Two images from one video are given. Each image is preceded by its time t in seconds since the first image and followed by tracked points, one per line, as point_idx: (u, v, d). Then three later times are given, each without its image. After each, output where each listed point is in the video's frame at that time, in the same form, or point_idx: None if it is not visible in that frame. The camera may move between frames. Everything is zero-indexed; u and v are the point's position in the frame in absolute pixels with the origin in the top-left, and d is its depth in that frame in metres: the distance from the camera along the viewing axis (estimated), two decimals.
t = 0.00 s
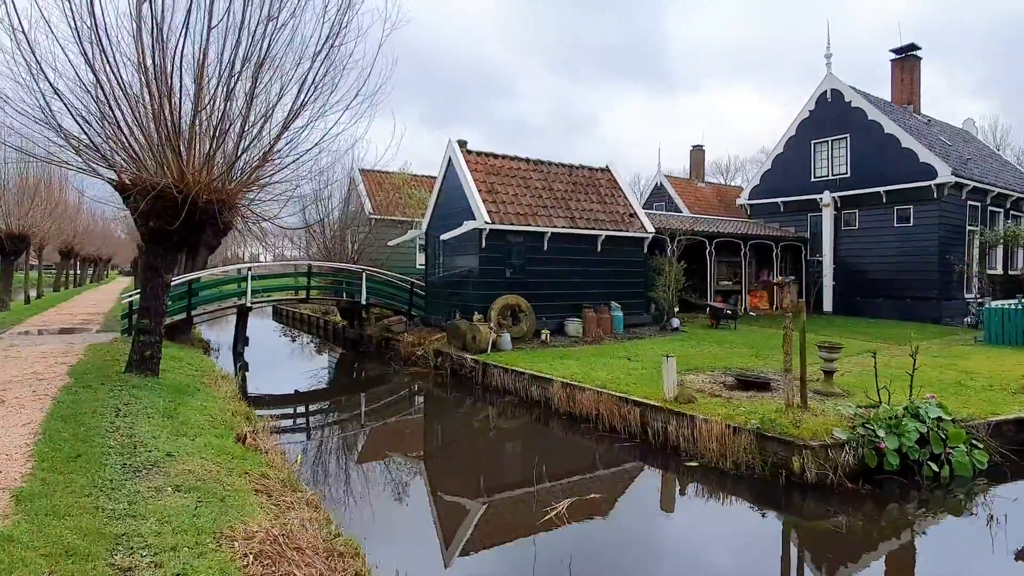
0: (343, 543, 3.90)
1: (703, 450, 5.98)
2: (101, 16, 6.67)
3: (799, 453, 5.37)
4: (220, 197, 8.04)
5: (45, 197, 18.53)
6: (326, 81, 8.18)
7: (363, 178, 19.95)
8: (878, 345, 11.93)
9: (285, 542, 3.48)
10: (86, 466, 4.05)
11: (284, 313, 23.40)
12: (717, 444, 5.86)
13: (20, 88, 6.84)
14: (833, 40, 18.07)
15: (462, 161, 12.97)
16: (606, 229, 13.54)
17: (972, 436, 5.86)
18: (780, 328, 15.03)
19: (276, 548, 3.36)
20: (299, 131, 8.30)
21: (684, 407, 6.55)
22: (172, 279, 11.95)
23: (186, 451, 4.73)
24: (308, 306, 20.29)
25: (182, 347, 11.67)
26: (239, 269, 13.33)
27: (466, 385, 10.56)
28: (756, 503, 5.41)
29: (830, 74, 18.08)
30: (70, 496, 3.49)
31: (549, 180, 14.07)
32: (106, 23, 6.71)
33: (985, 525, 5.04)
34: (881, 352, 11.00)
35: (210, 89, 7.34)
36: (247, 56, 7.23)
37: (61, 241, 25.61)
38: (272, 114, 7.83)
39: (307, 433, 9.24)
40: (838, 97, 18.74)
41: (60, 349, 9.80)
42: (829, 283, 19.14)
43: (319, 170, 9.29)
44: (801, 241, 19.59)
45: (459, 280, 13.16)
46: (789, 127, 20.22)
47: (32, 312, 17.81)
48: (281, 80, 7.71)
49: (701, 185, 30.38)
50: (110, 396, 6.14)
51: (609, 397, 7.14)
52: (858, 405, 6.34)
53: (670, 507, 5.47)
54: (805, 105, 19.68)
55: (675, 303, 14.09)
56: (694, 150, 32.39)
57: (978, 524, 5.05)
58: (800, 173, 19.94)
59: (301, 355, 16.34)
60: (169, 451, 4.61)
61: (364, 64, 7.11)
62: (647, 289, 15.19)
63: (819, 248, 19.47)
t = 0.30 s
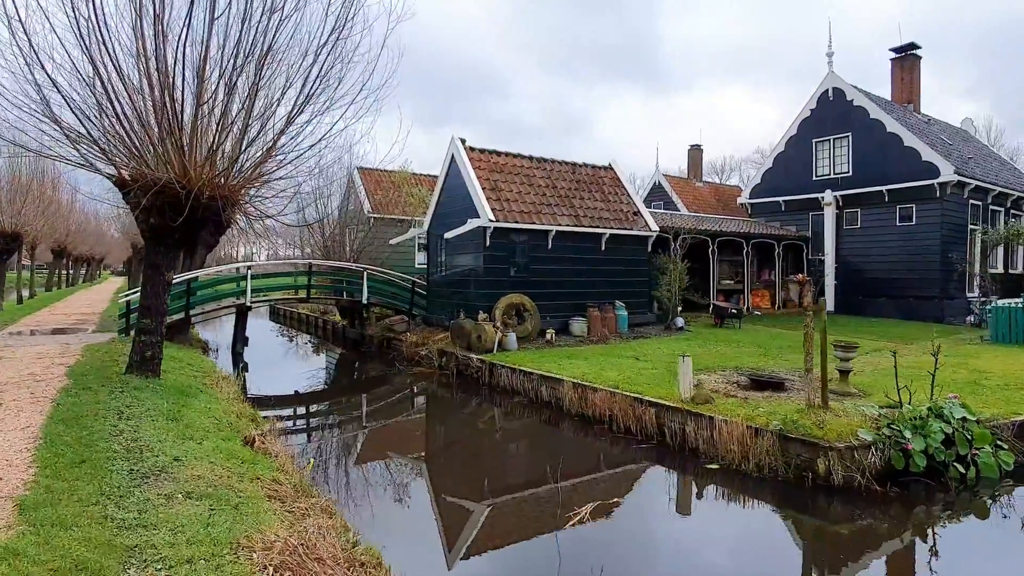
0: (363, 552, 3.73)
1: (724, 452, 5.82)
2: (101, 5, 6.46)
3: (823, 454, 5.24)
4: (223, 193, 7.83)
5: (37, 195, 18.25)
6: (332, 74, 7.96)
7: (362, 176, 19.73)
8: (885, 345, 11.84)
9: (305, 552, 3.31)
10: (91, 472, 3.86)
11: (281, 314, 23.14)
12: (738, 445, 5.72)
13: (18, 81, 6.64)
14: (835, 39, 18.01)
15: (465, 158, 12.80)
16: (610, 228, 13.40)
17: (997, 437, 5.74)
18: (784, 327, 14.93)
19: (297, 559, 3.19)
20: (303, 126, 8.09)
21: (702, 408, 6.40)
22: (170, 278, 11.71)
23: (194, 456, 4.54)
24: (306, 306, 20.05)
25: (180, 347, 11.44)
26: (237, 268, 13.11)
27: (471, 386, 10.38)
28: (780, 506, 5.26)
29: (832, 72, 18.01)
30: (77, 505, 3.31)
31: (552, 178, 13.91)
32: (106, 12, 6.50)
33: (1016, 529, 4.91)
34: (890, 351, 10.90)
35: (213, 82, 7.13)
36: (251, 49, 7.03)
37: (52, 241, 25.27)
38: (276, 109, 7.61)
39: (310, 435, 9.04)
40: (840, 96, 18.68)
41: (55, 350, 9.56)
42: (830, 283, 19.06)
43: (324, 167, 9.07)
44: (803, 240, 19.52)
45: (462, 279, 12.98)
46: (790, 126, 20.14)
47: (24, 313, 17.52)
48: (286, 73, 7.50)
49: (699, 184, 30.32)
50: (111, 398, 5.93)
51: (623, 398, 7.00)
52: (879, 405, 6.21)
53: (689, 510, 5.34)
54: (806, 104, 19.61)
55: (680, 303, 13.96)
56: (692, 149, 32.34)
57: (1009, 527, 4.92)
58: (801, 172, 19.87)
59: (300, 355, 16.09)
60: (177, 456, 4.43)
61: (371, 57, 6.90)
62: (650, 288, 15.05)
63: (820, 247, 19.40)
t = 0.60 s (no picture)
0: (391, 566, 3.58)
1: (748, 457, 5.69)
2: None
3: (851, 460, 5.14)
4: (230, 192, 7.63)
5: (31, 194, 17.97)
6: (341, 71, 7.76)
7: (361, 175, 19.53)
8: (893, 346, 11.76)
9: (334, 567, 3.17)
10: (103, 483, 3.69)
11: (278, 314, 22.89)
12: (763, 451, 5.60)
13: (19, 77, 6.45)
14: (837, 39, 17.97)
15: (470, 158, 12.65)
16: (616, 228, 13.28)
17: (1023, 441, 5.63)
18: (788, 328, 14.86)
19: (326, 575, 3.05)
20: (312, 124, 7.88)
21: (722, 413, 6.27)
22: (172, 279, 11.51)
23: (207, 464, 4.37)
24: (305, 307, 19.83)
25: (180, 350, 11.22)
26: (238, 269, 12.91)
27: (478, 388, 10.23)
28: (808, 512, 5.15)
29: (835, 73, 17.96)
30: (91, 521, 3.15)
31: (557, 177, 13.77)
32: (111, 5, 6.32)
33: None
34: (899, 353, 10.83)
35: (221, 78, 6.94)
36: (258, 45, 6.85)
37: (45, 241, 24.99)
38: (284, 106, 7.42)
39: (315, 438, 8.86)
40: (842, 96, 18.64)
41: (53, 353, 9.34)
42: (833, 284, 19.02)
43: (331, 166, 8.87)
44: (805, 241, 19.47)
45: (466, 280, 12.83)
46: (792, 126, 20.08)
47: (18, 314, 17.24)
48: (294, 69, 7.31)
49: (697, 184, 30.29)
50: (117, 403, 5.75)
51: (639, 402, 6.86)
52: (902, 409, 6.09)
53: (712, 516, 5.22)
54: (808, 105, 19.56)
55: (685, 304, 13.85)
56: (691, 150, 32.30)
57: None
58: (803, 173, 19.82)
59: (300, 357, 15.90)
60: (191, 465, 4.27)
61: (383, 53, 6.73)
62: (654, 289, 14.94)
63: (823, 248, 19.34)
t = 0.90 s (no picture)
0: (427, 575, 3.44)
1: (778, 460, 5.56)
2: None
3: (885, 462, 5.01)
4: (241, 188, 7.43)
5: (29, 192, 17.75)
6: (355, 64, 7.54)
7: (364, 173, 19.34)
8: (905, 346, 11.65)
9: None
10: (125, 489, 3.53)
11: (279, 313, 22.70)
12: (793, 453, 5.46)
13: (27, 71, 6.28)
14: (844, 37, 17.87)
15: (478, 155, 12.51)
16: (624, 227, 13.15)
17: None
18: (797, 327, 14.74)
19: None
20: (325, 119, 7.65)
21: (748, 414, 6.15)
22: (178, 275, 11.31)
23: (229, 469, 4.22)
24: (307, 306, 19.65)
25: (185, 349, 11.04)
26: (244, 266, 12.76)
27: (489, 387, 10.08)
28: (842, 515, 5.02)
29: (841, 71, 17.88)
30: (117, 529, 3.01)
31: (565, 175, 13.64)
32: None
33: None
34: (912, 353, 10.71)
35: (232, 70, 6.76)
36: (272, 37, 6.68)
37: (43, 240, 24.78)
38: (298, 101, 7.23)
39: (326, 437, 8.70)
40: (848, 95, 18.55)
41: (58, 352, 9.15)
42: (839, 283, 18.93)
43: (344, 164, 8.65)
44: (811, 240, 19.38)
45: (475, 279, 12.69)
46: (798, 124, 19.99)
47: (18, 313, 17.04)
48: (308, 62, 7.11)
49: (699, 184, 30.23)
50: (129, 404, 5.59)
51: (661, 402, 6.73)
52: (931, 410, 5.95)
53: (742, 520, 5.10)
54: (814, 103, 19.47)
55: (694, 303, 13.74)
56: (693, 149, 32.21)
57: None
58: (808, 171, 19.73)
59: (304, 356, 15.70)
60: (213, 469, 4.11)
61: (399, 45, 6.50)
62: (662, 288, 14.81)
63: (829, 247, 19.26)
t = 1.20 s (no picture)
0: None
1: (810, 463, 5.43)
2: None
3: (925, 466, 4.88)
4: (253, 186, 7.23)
5: (29, 191, 17.55)
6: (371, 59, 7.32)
7: (368, 173, 19.17)
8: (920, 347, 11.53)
9: None
10: (151, 496, 3.38)
11: (282, 314, 22.49)
12: (827, 456, 5.33)
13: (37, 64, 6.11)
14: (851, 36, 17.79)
15: (488, 153, 12.37)
16: (635, 226, 13.02)
17: None
18: (807, 327, 14.63)
19: None
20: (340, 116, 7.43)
21: (776, 416, 6.02)
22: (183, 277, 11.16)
23: (254, 474, 4.06)
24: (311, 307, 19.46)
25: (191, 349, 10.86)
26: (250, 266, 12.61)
27: (502, 388, 9.94)
28: (880, 521, 4.90)
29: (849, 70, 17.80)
30: (148, 540, 2.86)
31: (574, 174, 13.50)
32: None
33: None
34: (929, 354, 10.58)
35: (246, 64, 6.57)
36: (288, 32, 6.51)
37: (42, 240, 24.58)
38: (313, 98, 7.04)
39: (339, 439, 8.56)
40: (856, 94, 18.47)
41: (63, 352, 8.97)
42: (846, 283, 18.84)
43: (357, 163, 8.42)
44: (818, 240, 19.28)
45: (484, 279, 12.56)
46: (804, 124, 19.90)
47: (19, 313, 16.82)
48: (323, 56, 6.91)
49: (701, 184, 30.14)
50: (144, 407, 5.44)
51: (685, 404, 6.59)
52: (966, 412, 5.81)
53: (776, 525, 4.98)
54: (821, 102, 19.39)
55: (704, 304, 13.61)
56: (695, 149, 32.13)
57: None
58: (815, 171, 19.64)
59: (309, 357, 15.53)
60: (239, 474, 3.96)
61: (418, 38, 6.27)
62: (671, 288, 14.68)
63: (836, 247, 19.17)
